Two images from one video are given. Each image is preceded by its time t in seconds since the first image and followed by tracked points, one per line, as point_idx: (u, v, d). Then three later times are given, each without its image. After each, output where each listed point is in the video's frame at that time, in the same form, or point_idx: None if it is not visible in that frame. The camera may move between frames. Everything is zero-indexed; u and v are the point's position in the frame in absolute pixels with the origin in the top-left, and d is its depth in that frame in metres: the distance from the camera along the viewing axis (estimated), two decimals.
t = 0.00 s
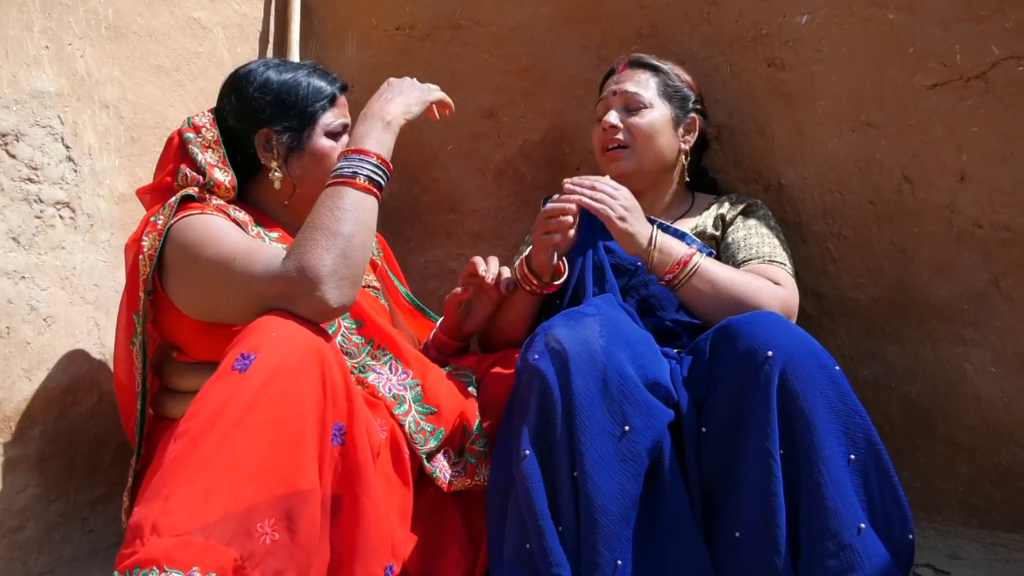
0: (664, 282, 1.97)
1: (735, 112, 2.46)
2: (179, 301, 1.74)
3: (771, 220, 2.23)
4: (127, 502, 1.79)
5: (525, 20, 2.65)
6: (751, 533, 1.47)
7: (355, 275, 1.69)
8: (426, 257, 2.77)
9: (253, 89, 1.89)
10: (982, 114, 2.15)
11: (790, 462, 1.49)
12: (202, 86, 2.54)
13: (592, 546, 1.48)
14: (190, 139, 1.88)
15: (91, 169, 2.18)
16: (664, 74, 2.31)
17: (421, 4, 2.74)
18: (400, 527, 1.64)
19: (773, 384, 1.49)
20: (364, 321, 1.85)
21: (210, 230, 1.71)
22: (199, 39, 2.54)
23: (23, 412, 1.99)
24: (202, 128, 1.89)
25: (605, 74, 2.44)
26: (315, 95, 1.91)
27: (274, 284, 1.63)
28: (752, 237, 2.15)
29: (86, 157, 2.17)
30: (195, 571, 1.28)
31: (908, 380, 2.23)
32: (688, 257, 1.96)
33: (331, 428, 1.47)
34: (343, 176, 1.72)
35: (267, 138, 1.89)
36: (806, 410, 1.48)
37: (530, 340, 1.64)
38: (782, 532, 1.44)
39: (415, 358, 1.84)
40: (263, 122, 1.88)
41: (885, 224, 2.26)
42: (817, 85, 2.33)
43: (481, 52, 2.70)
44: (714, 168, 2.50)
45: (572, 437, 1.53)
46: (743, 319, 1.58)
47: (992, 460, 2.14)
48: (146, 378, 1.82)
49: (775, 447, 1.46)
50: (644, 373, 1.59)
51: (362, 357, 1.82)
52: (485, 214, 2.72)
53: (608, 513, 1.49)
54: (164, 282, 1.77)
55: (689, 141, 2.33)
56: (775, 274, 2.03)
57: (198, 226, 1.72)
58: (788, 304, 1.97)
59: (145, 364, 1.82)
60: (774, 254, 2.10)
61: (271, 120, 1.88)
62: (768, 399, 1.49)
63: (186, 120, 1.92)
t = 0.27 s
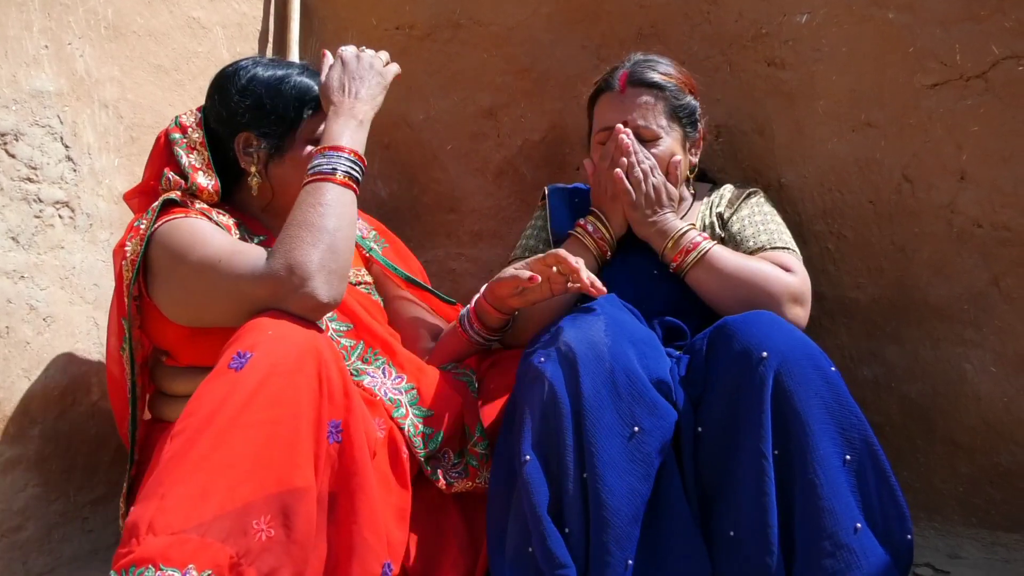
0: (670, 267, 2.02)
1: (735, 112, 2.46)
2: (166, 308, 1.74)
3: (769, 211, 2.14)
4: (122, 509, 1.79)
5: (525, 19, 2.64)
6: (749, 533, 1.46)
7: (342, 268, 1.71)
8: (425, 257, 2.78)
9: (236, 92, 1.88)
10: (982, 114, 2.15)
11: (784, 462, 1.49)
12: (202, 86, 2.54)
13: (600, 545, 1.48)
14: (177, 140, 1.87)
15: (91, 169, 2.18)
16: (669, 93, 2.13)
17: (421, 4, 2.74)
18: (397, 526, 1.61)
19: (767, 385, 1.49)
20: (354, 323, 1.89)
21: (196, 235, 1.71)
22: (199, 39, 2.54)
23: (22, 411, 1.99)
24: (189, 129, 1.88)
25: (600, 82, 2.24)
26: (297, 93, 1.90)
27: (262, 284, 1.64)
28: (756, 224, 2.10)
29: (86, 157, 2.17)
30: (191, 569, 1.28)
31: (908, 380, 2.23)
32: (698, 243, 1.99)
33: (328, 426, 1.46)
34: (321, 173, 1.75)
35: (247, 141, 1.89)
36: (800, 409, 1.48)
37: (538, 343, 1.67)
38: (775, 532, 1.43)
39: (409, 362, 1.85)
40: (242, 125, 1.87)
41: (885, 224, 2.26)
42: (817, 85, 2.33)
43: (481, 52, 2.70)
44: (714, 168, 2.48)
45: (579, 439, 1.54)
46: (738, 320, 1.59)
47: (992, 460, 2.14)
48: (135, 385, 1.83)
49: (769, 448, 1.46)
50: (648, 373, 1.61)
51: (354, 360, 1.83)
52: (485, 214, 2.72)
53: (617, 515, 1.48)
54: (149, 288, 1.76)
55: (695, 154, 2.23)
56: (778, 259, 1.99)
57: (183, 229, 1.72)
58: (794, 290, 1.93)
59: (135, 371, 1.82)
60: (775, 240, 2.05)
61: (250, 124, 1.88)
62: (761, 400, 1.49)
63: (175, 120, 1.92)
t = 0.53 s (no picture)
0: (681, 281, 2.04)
1: (734, 112, 2.45)
2: (163, 309, 1.74)
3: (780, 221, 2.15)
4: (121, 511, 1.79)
5: (524, 19, 2.65)
6: (752, 534, 1.46)
7: (333, 265, 1.72)
8: (425, 257, 2.78)
9: (223, 94, 1.86)
10: (981, 115, 2.15)
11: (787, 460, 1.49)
12: (202, 87, 2.54)
13: (609, 550, 1.49)
14: (174, 140, 1.90)
15: (90, 169, 2.18)
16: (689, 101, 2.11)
17: (421, 4, 2.74)
18: (396, 525, 1.62)
19: (768, 383, 1.49)
20: (351, 324, 1.89)
21: (191, 235, 1.72)
22: (199, 39, 2.54)
23: (22, 412, 1.99)
24: (185, 129, 1.90)
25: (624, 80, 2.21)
26: (280, 93, 1.90)
27: (254, 283, 1.64)
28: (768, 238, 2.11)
29: (86, 157, 2.18)
30: (186, 569, 1.27)
31: (907, 381, 2.23)
32: (710, 256, 2.02)
33: (323, 424, 1.47)
34: (303, 177, 1.76)
35: (232, 144, 1.87)
36: (801, 408, 1.48)
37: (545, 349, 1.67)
38: (780, 531, 1.43)
39: (407, 363, 1.84)
40: (228, 127, 1.85)
41: (884, 225, 2.26)
42: (817, 86, 2.33)
43: (481, 52, 2.70)
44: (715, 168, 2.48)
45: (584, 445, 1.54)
46: (740, 320, 1.59)
47: (991, 461, 2.14)
48: (134, 388, 1.83)
49: (772, 443, 1.47)
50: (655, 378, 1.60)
51: (352, 361, 1.83)
52: (485, 215, 2.72)
53: (627, 523, 1.49)
54: (145, 289, 1.77)
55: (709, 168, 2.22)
56: (790, 275, 2.03)
57: (177, 230, 1.73)
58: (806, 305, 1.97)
59: (134, 374, 1.82)
60: (788, 253, 2.08)
61: (234, 127, 1.85)
62: (763, 397, 1.49)
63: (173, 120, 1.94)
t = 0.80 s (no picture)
0: (690, 266, 2.05)
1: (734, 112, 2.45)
2: (168, 312, 1.74)
3: (790, 224, 2.20)
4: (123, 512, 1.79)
5: (524, 19, 2.65)
6: (750, 535, 1.46)
7: (338, 266, 1.73)
8: (424, 258, 2.78)
9: (224, 96, 1.86)
10: (981, 115, 2.15)
11: (785, 463, 1.49)
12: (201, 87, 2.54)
13: (604, 549, 1.49)
14: (171, 148, 1.88)
15: (90, 170, 2.18)
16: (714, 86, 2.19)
17: (421, 5, 2.74)
18: (399, 527, 1.62)
19: (764, 385, 1.49)
20: (353, 326, 1.89)
21: (196, 238, 1.72)
22: (198, 39, 2.54)
23: (21, 412, 1.99)
24: (182, 137, 1.89)
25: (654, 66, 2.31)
26: (280, 96, 1.89)
27: (260, 284, 1.64)
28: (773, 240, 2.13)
29: (86, 158, 2.17)
30: (190, 569, 1.28)
31: (907, 381, 2.23)
32: (721, 244, 2.02)
33: (328, 426, 1.46)
34: (301, 185, 1.77)
35: (237, 147, 1.87)
36: (799, 411, 1.48)
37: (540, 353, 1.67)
38: (777, 532, 1.43)
39: (410, 364, 1.84)
40: (232, 130, 1.86)
41: (883, 224, 2.26)
42: (816, 85, 2.33)
43: (480, 52, 2.70)
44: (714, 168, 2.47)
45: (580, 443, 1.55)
46: (737, 322, 1.59)
47: (991, 460, 2.14)
48: (138, 390, 1.83)
49: (769, 447, 1.47)
50: (653, 379, 1.62)
51: (355, 363, 1.84)
52: (485, 215, 2.72)
53: (619, 520, 1.49)
54: (150, 293, 1.77)
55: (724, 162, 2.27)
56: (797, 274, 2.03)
57: (182, 233, 1.73)
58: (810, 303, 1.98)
59: (138, 375, 1.82)
60: (794, 256, 2.08)
61: (238, 130, 1.86)
62: (761, 398, 1.49)
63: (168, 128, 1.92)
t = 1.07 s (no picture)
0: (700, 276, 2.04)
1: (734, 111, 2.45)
2: (171, 313, 1.75)
3: (791, 234, 2.22)
4: (123, 512, 1.78)
5: (524, 19, 2.65)
6: (748, 536, 1.46)
7: (342, 265, 1.73)
8: (424, 257, 2.77)
9: (220, 94, 1.85)
10: (981, 114, 2.15)
11: (783, 463, 1.49)
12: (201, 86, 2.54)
13: (586, 542, 1.49)
14: (169, 149, 1.88)
15: (90, 169, 2.18)
16: (736, 79, 2.30)
17: (421, 4, 2.74)
18: (403, 528, 1.63)
19: (762, 387, 1.49)
20: (357, 327, 1.89)
21: (199, 239, 1.72)
22: (198, 39, 2.54)
23: (21, 411, 1.99)
24: (179, 137, 1.88)
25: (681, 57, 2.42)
26: (276, 94, 1.89)
27: (267, 287, 1.65)
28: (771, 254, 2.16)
29: (86, 157, 2.17)
30: (196, 569, 1.27)
31: (907, 380, 2.23)
32: (733, 258, 2.01)
33: (335, 428, 1.46)
34: (300, 187, 1.76)
35: (238, 145, 1.88)
36: (800, 413, 1.48)
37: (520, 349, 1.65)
38: (774, 532, 1.44)
39: (415, 366, 1.84)
40: (232, 128, 1.86)
41: (883, 223, 2.26)
42: (817, 85, 2.33)
43: (481, 52, 2.70)
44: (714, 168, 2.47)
45: (560, 440, 1.54)
46: (734, 321, 1.58)
47: (991, 459, 2.14)
48: (140, 390, 1.83)
49: (768, 451, 1.46)
50: (631, 370, 1.60)
51: (359, 363, 1.83)
52: (485, 214, 2.72)
53: (599, 512, 1.49)
54: (153, 295, 1.77)
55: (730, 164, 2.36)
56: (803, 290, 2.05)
57: (185, 235, 1.73)
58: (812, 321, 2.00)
59: (140, 376, 1.82)
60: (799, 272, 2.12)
61: (238, 128, 1.86)
62: (760, 399, 1.49)
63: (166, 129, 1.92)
